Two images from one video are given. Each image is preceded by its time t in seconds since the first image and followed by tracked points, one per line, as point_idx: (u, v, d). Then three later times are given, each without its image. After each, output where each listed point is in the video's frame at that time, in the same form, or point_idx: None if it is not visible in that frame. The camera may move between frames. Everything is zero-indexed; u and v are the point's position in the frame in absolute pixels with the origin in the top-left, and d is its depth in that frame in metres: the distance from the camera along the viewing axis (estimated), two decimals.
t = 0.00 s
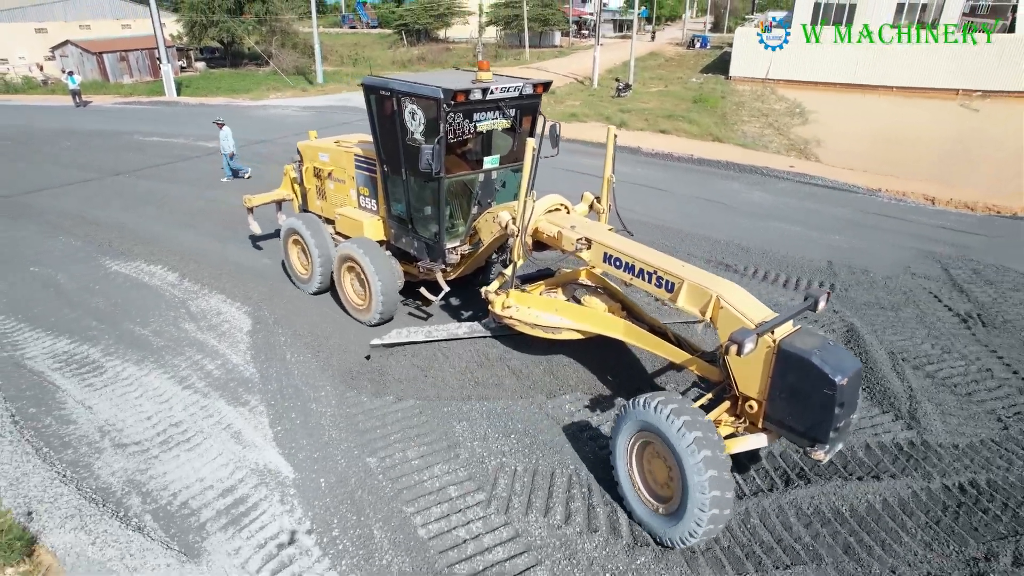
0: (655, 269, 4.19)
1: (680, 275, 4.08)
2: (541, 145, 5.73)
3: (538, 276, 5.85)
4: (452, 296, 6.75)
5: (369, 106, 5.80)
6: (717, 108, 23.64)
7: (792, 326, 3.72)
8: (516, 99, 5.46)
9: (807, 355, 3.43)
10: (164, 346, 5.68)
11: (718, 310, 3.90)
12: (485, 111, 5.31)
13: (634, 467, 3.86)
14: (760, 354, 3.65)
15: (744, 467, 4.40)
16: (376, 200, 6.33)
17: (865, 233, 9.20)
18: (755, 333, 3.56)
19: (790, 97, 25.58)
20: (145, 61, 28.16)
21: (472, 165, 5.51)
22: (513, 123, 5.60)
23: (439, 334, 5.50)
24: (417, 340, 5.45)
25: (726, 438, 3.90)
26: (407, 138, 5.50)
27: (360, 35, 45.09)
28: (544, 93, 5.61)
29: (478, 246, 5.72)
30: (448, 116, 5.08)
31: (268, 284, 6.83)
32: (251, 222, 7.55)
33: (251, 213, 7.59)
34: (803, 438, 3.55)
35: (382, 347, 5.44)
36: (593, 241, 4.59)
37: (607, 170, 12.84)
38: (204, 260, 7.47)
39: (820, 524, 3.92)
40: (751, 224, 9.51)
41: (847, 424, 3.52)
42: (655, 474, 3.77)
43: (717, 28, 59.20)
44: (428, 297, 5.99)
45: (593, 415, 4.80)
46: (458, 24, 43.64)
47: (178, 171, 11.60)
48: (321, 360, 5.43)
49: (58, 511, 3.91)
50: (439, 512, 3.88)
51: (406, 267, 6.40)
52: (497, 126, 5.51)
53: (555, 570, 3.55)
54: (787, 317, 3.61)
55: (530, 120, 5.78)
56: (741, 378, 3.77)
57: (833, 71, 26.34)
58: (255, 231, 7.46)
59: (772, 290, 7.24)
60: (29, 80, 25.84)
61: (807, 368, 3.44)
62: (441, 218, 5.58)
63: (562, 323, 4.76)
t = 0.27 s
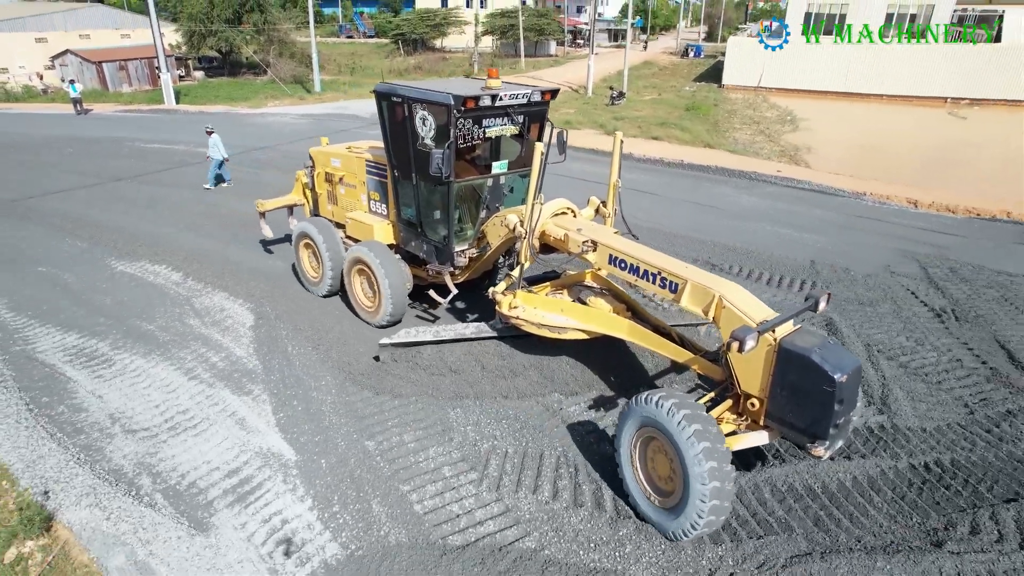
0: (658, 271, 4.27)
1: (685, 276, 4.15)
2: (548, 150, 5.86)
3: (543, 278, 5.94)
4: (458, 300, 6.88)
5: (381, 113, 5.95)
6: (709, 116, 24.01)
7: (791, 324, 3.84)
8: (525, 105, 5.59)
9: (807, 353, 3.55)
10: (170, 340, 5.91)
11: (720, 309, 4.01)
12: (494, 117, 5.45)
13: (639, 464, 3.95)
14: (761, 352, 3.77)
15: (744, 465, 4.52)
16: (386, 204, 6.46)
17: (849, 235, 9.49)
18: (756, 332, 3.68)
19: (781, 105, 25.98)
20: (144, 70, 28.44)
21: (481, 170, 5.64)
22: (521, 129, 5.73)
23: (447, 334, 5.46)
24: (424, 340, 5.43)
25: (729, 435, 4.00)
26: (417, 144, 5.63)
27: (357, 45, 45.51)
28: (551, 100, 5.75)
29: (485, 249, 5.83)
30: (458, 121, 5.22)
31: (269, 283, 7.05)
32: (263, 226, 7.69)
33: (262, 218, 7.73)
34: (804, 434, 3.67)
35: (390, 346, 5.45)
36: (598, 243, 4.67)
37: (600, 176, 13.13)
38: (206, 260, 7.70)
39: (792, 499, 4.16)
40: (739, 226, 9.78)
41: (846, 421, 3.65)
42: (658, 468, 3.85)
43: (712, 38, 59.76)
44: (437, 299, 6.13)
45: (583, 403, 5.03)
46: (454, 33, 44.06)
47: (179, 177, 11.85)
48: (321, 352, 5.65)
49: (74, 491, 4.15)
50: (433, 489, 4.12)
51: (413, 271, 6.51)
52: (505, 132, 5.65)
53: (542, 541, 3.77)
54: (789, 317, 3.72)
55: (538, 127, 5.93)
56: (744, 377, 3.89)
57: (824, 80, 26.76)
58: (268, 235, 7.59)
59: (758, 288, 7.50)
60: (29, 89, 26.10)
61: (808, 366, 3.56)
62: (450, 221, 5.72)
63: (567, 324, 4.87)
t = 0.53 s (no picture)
0: (661, 270, 4.40)
1: (687, 276, 4.31)
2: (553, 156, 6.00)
3: (549, 280, 6.00)
4: (463, 302, 7.02)
5: (390, 119, 6.11)
6: (698, 124, 24.42)
7: (792, 322, 3.99)
8: (530, 112, 5.75)
9: (805, 348, 3.70)
10: (173, 335, 6.13)
11: (722, 307, 4.15)
12: (501, 123, 5.59)
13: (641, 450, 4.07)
14: (761, 347, 3.91)
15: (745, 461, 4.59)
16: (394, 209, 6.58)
17: (831, 236, 9.80)
18: (757, 328, 3.82)
19: (770, 112, 26.44)
20: (139, 79, 28.66)
21: (488, 175, 5.78)
22: (527, 135, 5.87)
23: (453, 334, 5.47)
24: (431, 340, 5.45)
25: (730, 430, 4.12)
26: (426, 149, 5.79)
27: (351, 54, 45.87)
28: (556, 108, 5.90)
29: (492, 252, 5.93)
30: (466, 127, 5.38)
31: (267, 282, 7.28)
32: (271, 231, 7.81)
33: (270, 223, 7.86)
34: (803, 427, 3.81)
35: (398, 345, 5.46)
36: (602, 245, 4.82)
37: (590, 181, 13.42)
38: (207, 261, 7.93)
39: (764, 477, 4.43)
40: (725, 228, 10.06)
41: (844, 414, 3.79)
42: (661, 457, 3.97)
43: (702, 46, 60.48)
44: (444, 302, 6.31)
45: (573, 390, 5.25)
46: (447, 43, 44.46)
47: (177, 182, 12.08)
48: (319, 345, 5.88)
49: (87, 473, 4.38)
50: (427, 470, 4.36)
51: (420, 273, 6.68)
52: (511, 138, 5.79)
53: (530, 515, 4.01)
54: (788, 314, 3.87)
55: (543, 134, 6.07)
56: (745, 373, 4.01)
57: (811, 88, 27.22)
58: (277, 239, 7.70)
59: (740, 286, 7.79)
60: (25, 98, 26.28)
61: (807, 362, 3.71)
62: (457, 224, 5.86)
63: (573, 322, 4.94)
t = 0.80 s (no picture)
0: (658, 272, 4.56)
1: (684, 275, 4.45)
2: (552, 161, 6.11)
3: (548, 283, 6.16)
4: (462, 306, 7.14)
5: (392, 125, 6.25)
6: (681, 130, 24.87)
7: (784, 321, 4.17)
8: (530, 118, 5.87)
9: (798, 345, 3.86)
10: (169, 332, 6.34)
11: (717, 306, 4.30)
12: (501, 129, 5.72)
13: (640, 446, 4.21)
14: (755, 345, 4.07)
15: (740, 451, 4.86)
16: (395, 214, 6.73)
17: (807, 236, 10.16)
18: (751, 325, 3.98)
19: (751, 119, 26.96)
20: (126, 88, 28.74)
21: (488, 180, 5.91)
22: (527, 141, 5.99)
23: (455, 335, 5.60)
24: (434, 342, 5.56)
25: (724, 425, 4.27)
26: (428, 154, 5.92)
27: (338, 63, 46.09)
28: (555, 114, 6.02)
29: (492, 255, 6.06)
30: (468, 133, 5.50)
31: (260, 282, 7.50)
32: (273, 235, 7.96)
33: (273, 228, 8.02)
34: (796, 421, 3.96)
35: (401, 345, 5.60)
36: (600, 247, 4.95)
37: (575, 186, 13.74)
38: (200, 263, 8.14)
39: (734, 457, 4.76)
40: (706, 229, 10.38)
41: (835, 409, 3.92)
42: (660, 450, 4.11)
43: (686, 55, 61.31)
44: (446, 304, 6.43)
45: (556, 379, 5.49)
46: (433, 52, 44.84)
47: (167, 189, 12.26)
48: (312, 340, 6.10)
49: (91, 460, 4.59)
50: (417, 453, 4.61)
51: (422, 277, 6.82)
52: (511, 144, 5.91)
53: (515, 491, 4.28)
54: (781, 313, 4.03)
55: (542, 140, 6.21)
56: (740, 369, 4.18)
57: (792, 96, 27.79)
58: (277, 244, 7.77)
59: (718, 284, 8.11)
60: (10, 107, 26.26)
61: (799, 358, 3.86)
62: (459, 228, 5.99)
63: (572, 323, 5.10)
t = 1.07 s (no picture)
0: (649, 274, 4.61)
1: (674, 277, 4.51)
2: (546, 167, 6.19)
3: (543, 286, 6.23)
4: (456, 310, 7.23)
5: (388, 132, 6.34)
6: (659, 137, 25.35)
7: (772, 321, 4.24)
8: (524, 125, 5.99)
9: (785, 345, 3.92)
10: (160, 332, 6.52)
11: (707, 307, 4.34)
12: (495, 136, 5.83)
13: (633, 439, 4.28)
14: (743, 345, 4.14)
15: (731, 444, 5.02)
16: (391, 219, 6.79)
17: (778, 236, 10.53)
18: (738, 325, 4.07)
19: (728, 125, 27.51)
20: (104, 98, 28.64)
21: (483, 185, 6.00)
22: (520, 147, 6.11)
23: (451, 338, 5.72)
24: (432, 343, 5.70)
25: (715, 422, 4.38)
26: (423, 160, 6.01)
27: (318, 72, 46.18)
28: (548, 121, 6.16)
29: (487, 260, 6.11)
30: (463, 139, 5.61)
31: (247, 284, 7.68)
32: (269, 241, 7.99)
33: (268, 235, 8.03)
34: (783, 418, 4.04)
35: (396, 349, 5.74)
36: (593, 250, 4.97)
37: (555, 190, 14.05)
38: (187, 267, 8.30)
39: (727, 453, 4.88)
40: (681, 231, 10.72)
41: (822, 406, 4.00)
42: (654, 445, 4.18)
43: (664, 63, 62.24)
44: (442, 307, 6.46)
45: (536, 367, 5.62)
46: (414, 61, 45.12)
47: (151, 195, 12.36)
48: (300, 337, 6.31)
49: (88, 451, 4.76)
50: (403, 439, 4.85)
51: (417, 281, 6.90)
52: (505, 151, 6.02)
53: (496, 471, 4.54)
54: (768, 313, 4.09)
55: (535, 147, 6.34)
56: (729, 368, 4.28)
57: (767, 103, 28.37)
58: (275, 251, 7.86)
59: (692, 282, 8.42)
60: None
61: (787, 356, 3.93)
62: (454, 233, 6.06)
63: (568, 326, 5.18)
